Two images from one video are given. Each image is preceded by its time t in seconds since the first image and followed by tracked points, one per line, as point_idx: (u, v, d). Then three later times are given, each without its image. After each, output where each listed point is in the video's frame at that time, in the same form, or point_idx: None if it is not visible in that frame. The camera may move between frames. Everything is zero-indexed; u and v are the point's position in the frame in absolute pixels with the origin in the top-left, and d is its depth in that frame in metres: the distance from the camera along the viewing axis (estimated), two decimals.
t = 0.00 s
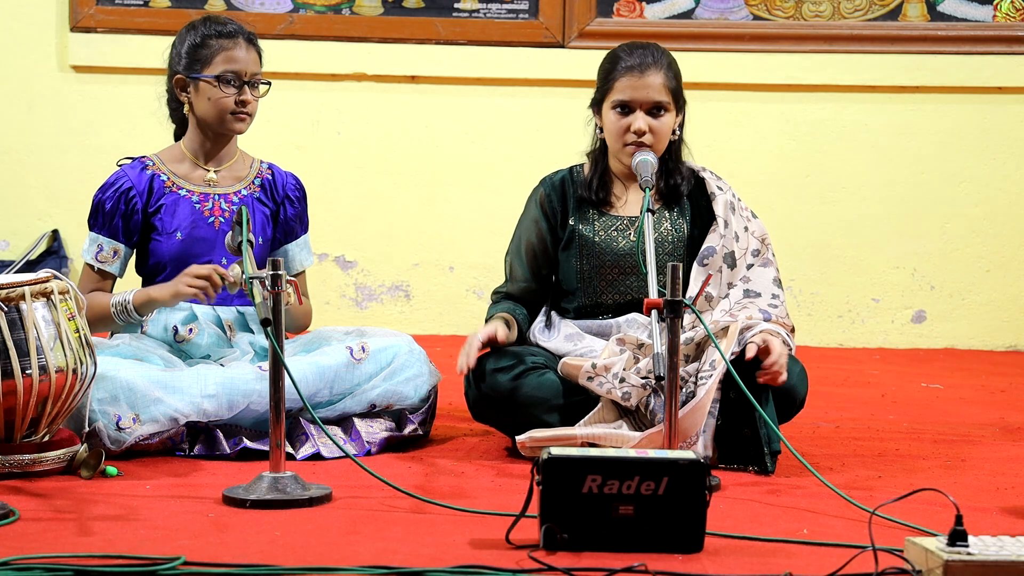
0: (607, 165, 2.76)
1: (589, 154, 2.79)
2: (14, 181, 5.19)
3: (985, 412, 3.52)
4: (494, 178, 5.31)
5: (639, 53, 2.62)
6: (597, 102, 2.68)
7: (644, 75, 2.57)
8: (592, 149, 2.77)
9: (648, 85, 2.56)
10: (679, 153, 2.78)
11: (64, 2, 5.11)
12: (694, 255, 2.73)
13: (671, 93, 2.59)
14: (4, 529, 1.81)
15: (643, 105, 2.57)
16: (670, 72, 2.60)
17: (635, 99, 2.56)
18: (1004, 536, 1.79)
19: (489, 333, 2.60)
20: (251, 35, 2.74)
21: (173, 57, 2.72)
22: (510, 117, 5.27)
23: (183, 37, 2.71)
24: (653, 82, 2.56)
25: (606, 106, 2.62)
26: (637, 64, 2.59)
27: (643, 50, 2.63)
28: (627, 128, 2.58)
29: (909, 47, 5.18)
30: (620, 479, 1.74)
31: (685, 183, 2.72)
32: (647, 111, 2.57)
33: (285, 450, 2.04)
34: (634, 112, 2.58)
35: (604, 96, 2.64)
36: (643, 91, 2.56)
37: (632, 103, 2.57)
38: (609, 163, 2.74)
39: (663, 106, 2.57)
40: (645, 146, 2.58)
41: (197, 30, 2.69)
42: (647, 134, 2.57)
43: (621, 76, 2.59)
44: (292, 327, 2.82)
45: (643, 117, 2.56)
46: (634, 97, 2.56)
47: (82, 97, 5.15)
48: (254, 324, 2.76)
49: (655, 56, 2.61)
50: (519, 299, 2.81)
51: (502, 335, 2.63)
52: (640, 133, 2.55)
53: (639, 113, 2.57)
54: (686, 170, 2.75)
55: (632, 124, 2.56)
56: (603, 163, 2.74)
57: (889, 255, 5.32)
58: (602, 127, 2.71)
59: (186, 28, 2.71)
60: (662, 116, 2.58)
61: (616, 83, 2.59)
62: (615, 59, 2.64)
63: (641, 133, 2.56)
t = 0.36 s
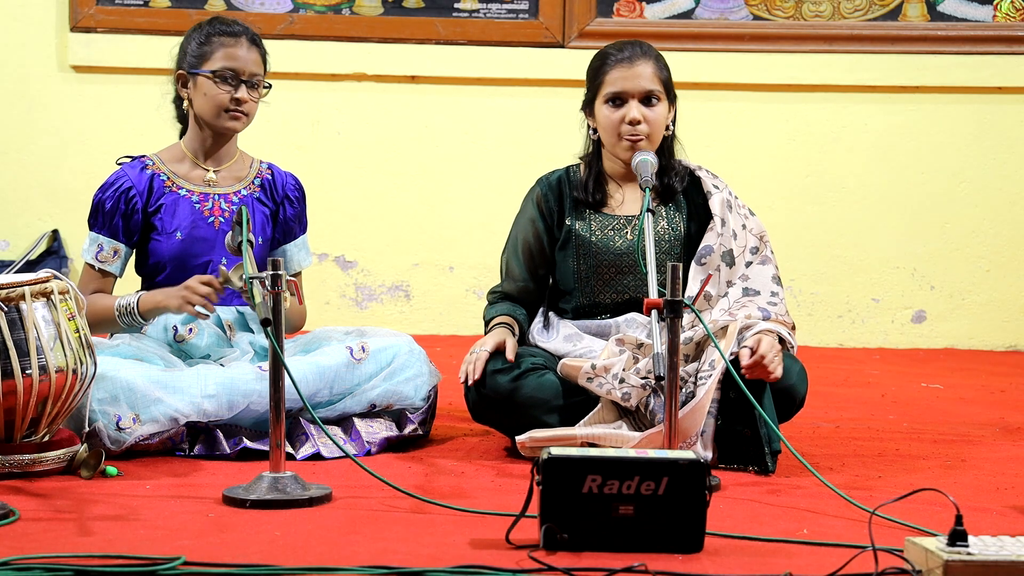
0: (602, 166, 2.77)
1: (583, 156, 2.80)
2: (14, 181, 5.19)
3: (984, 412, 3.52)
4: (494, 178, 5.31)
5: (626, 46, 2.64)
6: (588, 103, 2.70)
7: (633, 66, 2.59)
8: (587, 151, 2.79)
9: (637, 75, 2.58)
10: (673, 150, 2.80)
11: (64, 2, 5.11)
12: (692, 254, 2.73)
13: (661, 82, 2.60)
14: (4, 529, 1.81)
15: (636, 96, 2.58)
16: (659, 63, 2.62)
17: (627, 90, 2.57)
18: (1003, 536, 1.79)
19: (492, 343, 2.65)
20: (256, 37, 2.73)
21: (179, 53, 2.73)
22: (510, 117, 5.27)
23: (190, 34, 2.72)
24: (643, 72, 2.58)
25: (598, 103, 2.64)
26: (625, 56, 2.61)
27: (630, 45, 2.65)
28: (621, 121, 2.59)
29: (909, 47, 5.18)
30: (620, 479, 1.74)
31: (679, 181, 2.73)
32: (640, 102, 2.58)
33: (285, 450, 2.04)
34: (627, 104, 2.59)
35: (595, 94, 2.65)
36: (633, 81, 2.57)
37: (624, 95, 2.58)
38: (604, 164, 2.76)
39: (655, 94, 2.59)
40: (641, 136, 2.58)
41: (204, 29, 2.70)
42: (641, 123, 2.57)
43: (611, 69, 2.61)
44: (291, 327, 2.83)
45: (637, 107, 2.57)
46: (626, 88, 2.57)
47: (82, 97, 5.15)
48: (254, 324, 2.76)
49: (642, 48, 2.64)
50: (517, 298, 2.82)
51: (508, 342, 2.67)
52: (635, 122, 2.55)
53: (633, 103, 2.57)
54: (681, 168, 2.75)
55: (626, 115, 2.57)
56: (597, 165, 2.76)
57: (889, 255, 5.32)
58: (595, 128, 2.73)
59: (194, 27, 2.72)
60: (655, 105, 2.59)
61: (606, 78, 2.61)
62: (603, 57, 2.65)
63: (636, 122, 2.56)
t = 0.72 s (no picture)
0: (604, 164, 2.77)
1: (587, 154, 2.81)
2: (14, 181, 5.19)
3: (985, 412, 3.52)
4: (494, 178, 5.31)
5: (631, 46, 2.65)
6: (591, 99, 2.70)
7: (637, 65, 2.59)
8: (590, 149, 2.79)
9: (641, 73, 2.58)
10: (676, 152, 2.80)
11: (64, 2, 5.11)
12: (694, 253, 2.72)
13: (665, 82, 2.61)
14: (4, 529, 1.81)
15: (637, 93, 2.58)
16: (664, 63, 2.63)
17: (628, 87, 2.58)
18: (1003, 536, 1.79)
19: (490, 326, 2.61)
20: (243, 34, 2.70)
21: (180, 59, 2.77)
22: (510, 117, 5.27)
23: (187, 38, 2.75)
24: (647, 70, 2.59)
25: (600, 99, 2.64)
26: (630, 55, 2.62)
27: (637, 44, 2.65)
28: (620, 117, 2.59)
29: (909, 47, 5.18)
30: (620, 479, 1.74)
31: (682, 181, 2.73)
32: (642, 99, 2.59)
33: (285, 450, 2.04)
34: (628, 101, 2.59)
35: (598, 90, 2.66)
36: (637, 79, 2.58)
37: (626, 92, 2.59)
38: (606, 162, 2.76)
39: (656, 93, 2.59)
40: (640, 133, 2.58)
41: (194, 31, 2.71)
42: (641, 121, 2.57)
43: (615, 66, 2.61)
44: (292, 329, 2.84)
45: (637, 104, 2.57)
46: (628, 84, 2.58)
47: (81, 97, 5.15)
48: (255, 325, 2.74)
49: (647, 48, 2.64)
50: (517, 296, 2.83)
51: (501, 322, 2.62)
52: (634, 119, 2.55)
53: (633, 100, 2.58)
54: (685, 169, 2.76)
55: (627, 112, 2.57)
56: (600, 162, 2.76)
57: (889, 255, 5.32)
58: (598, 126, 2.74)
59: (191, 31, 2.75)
60: (657, 104, 2.59)
61: (609, 74, 2.62)
62: (609, 55, 2.66)
63: (636, 120, 2.57)
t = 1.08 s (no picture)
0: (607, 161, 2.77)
1: (589, 150, 2.81)
2: (13, 180, 5.19)
3: (985, 412, 3.52)
4: (495, 179, 5.31)
5: (643, 49, 2.63)
6: (598, 98, 2.69)
7: (649, 70, 2.58)
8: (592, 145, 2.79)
9: (651, 79, 2.57)
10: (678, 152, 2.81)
11: (65, 2, 5.11)
12: (695, 250, 2.72)
13: (674, 89, 2.60)
14: (4, 529, 1.81)
15: (647, 99, 2.58)
16: (674, 68, 2.62)
17: (640, 92, 2.57)
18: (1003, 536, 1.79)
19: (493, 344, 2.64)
20: (220, 38, 2.64)
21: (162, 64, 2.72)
22: (510, 117, 5.27)
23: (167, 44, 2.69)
24: (658, 76, 2.58)
25: (609, 100, 2.63)
26: (641, 60, 2.60)
27: (647, 46, 2.64)
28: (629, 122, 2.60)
29: (909, 47, 5.18)
30: (620, 479, 1.74)
31: (683, 180, 2.73)
32: (651, 105, 2.59)
33: (285, 450, 2.04)
34: (637, 105, 2.59)
35: (607, 91, 2.64)
36: (648, 84, 2.57)
37: (637, 96, 2.58)
38: (609, 159, 2.76)
39: (666, 99, 2.59)
40: (648, 139, 2.59)
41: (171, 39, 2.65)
42: (651, 127, 2.58)
43: (627, 69, 2.60)
44: (291, 328, 2.84)
45: (647, 109, 2.58)
46: (639, 90, 2.57)
47: (81, 97, 5.15)
48: (254, 324, 2.74)
49: (659, 52, 2.63)
50: (517, 292, 2.83)
51: (509, 342, 2.65)
52: (644, 126, 2.57)
53: (644, 106, 2.58)
54: (686, 167, 2.76)
55: (638, 117, 2.57)
56: (603, 160, 2.75)
57: (889, 255, 5.32)
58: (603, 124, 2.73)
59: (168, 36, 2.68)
60: (666, 110, 2.59)
61: (621, 77, 2.60)
62: (618, 55, 2.64)
63: (646, 126, 2.57)
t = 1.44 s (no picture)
0: (607, 162, 2.77)
1: (590, 151, 2.81)
2: (13, 180, 5.19)
3: (985, 412, 3.52)
4: (495, 179, 5.31)
5: (642, 51, 2.62)
6: (597, 99, 2.69)
7: (647, 72, 2.58)
8: (593, 145, 2.79)
9: (648, 80, 2.57)
10: (680, 153, 2.80)
11: (64, 2, 5.11)
12: (697, 253, 2.72)
13: (672, 91, 2.60)
14: (4, 529, 1.81)
15: (644, 101, 2.58)
16: (672, 70, 2.62)
17: (636, 94, 2.57)
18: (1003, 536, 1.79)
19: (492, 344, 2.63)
20: (210, 46, 2.58)
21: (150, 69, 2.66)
22: (510, 117, 5.27)
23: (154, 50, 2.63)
24: (656, 77, 2.58)
25: (607, 102, 2.63)
26: (639, 62, 2.60)
27: (645, 47, 2.64)
28: (627, 124, 2.60)
29: (909, 47, 5.18)
30: (620, 479, 1.74)
31: (686, 182, 2.73)
32: (648, 107, 2.59)
33: (284, 450, 2.04)
34: (634, 107, 2.60)
35: (606, 93, 2.65)
36: (644, 86, 2.57)
37: (634, 98, 2.58)
38: (609, 160, 2.76)
39: (663, 102, 2.59)
40: (646, 141, 2.59)
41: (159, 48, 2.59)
42: (647, 129, 2.59)
43: (624, 71, 2.60)
44: (291, 327, 2.83)
45: (643, 111, 2.58)
46: (636, 92, 2.57)
47: (81, 97, 5.15)
48: (254, 323, 2.75)
49: (657, 53, 2.62)
50: (518, 292, 2.83)
51: (508, 342, 2.64)
52: (642, 128, 2.57)
53: (640, 108, 2.58)
54: (688, 169, 2.76)
55: (633, 119, 2.58)
56: (603, 160, 2.75)
57: (889, 255, 5.32)
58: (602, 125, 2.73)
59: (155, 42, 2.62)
60: (663, 112, 2.59)
61: (618, 79, 2.60)
62: (617, 56, 2.65)
63: (642, 128, 2.58)
